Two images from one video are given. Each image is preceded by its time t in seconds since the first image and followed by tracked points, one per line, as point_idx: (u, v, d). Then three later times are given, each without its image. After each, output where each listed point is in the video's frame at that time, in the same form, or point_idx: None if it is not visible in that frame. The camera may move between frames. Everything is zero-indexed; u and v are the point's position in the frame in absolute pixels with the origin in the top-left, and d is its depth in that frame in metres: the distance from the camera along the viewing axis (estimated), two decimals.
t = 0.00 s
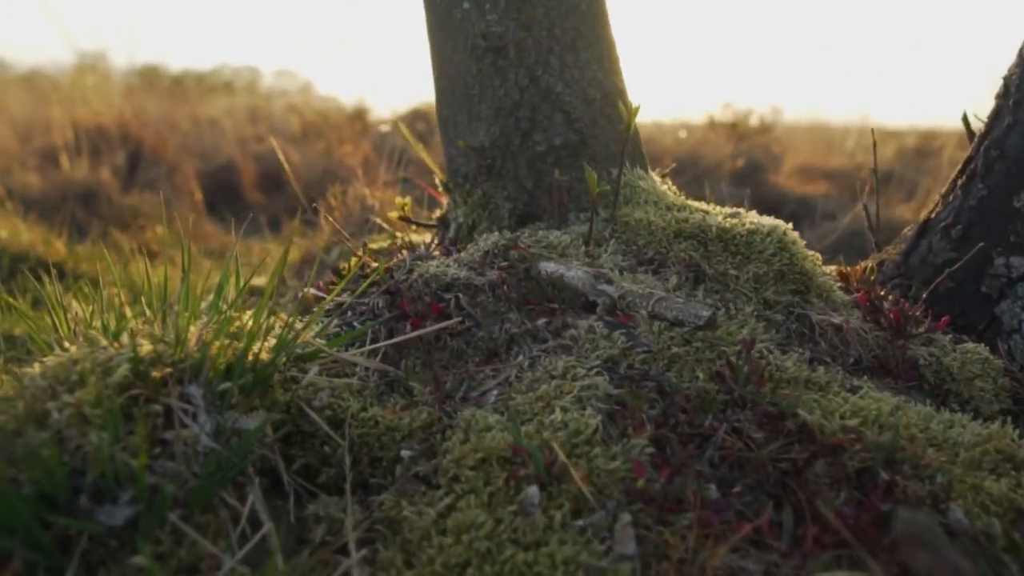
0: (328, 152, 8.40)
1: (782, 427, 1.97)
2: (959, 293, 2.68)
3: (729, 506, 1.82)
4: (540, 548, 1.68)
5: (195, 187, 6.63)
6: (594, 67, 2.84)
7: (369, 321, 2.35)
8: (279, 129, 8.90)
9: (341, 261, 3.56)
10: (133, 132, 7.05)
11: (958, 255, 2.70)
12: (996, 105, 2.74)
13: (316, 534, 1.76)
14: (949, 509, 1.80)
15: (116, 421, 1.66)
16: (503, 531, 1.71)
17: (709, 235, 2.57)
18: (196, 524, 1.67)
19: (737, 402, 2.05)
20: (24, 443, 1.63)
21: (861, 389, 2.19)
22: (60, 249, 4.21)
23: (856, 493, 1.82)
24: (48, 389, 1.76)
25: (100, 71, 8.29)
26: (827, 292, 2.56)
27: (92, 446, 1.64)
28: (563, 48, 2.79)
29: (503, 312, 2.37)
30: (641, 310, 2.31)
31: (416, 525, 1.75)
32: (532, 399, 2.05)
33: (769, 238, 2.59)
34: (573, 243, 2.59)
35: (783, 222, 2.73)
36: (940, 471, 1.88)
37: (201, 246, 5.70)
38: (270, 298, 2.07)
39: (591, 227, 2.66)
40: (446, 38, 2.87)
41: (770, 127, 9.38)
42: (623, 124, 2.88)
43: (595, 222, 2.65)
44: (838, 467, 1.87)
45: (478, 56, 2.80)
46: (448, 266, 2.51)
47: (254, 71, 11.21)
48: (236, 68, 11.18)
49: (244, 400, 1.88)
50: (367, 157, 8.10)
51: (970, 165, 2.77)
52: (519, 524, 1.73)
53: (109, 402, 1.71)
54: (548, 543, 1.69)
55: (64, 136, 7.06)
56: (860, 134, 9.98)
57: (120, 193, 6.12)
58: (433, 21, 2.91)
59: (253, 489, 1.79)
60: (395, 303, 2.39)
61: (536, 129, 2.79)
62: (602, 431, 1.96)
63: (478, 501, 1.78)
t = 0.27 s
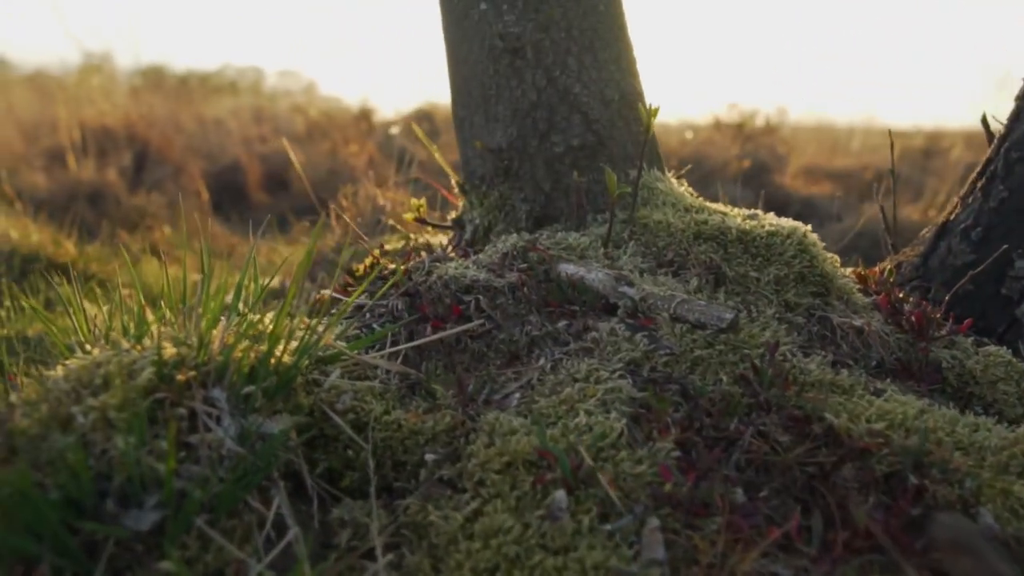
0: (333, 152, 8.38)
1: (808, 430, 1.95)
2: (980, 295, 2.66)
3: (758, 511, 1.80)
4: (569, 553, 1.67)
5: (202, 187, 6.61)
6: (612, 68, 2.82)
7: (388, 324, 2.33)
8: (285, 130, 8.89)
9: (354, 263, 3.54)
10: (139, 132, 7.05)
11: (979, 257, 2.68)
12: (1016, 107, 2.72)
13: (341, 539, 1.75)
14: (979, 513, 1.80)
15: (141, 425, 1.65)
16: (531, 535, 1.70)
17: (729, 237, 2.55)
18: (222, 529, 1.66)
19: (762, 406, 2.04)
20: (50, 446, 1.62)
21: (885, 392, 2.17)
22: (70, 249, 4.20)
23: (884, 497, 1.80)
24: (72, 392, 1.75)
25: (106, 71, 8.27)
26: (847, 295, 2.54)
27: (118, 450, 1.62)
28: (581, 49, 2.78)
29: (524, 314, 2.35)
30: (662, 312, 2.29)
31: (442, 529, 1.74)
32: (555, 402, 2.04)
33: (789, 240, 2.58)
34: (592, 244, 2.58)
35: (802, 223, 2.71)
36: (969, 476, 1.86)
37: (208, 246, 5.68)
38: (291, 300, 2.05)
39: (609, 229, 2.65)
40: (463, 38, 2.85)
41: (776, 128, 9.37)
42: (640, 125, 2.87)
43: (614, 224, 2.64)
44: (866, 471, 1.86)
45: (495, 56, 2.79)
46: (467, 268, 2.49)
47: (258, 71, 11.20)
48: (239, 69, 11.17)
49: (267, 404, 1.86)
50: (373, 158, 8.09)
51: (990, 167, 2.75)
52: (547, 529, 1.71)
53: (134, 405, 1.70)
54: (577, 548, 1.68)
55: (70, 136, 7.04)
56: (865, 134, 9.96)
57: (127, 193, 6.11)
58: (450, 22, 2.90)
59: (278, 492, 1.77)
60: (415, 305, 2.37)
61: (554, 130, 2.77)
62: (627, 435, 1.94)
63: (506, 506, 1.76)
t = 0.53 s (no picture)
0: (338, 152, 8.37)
1: (833, 433, 1.94)
2: (999, 297, 2.65)
3: (783, 515, 1.79)
4: (596, 558, 1.66)
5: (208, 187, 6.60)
6: (628, 68, 2.81)
7: (407, 326, 2.32)
8: (289, 130, 8.88)
9: (365, 263, 3.53)
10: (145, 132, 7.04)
11: (998, 258, 2.67)
12: None
13: (365, 543, 1.74)
14: (1007, 516, 1.74)
15: (165, 427, 1.61)
16: (558, 539, 1.68)
17: (748, 238, 2.54)
18: (247, 532, 1.66)
19: (785, 409, 2.02)
20: (75, 449, 1.61)
21: (908, 394, 2.15)
22: (80, 250, 4.19)
23: (911, 501, 1.79)
24: (94, 395, 1.74)
25: (110, 71, 8.26)
26: (866, 296, 2.53)
27: (142, 454, 1.61)
28: (597, 49, 2.76)
29: (543, 316, 2.34)
30: (683, 314, 2.28)
31: (467, 533, 1.72)
32: (578, 405, 2.02)
33: (808, 242, 2.56)
34: (610, 246, 2.57)
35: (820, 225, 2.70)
36: (997, 480, 1.84)
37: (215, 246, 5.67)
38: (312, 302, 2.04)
39: (627, 230, 2.64)
40: (479, 38, 2.84)
41: (781, 128, 9.36)
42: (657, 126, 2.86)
43: (631, 225, 2.62)
44: (893, 475, 1.84)
45: (512, 57, 2.78)
46: (485, 269, 2.48)
47: (262, 71, 11.19)
48: (243, 68, 11.16)
49: (290, 406, 1.85)
50: (378, 158, 8.07)
51: (1009, 167, 2.74)
52: (573, 533, 1.70)
53: (157, 409, 1.68)
54: (604, 553, 1.67)
55: (76, 136, 7.03)
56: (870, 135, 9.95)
57: (133, 194, 6.10)
58: (466, 22, 2.88)
59: (302, 495, 1.76)
60: (433, 306, 2.36)
61: (570, 130, 2.76)
62: (651, 438, 1.93)
63: (531, 509, 1.75)
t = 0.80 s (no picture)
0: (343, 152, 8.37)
1: (857, 436, 1.93)
2: (1018, 299, 2.63)
3: (808, 519, 1.78)
4: (621, 562, 1.65)
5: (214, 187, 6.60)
6: (644, 69, 2.80)
7: (425, 328, 2.31)
8: (294, 130, 8.88)
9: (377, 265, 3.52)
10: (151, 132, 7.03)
11: (1016, 260, 2.65)
12: None
13: (388, 547, 1.73)
14: None
15: (189, 431, 1.60)
16: (583, 544, 1.68)
17: (765, 240, 2.53)
18: (270, 537, 1.64)
19: (807, 412, 2.02)
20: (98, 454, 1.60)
21: (930, 397, 2.14)
22: (89, 251, 4.19)
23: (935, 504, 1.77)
24: (116, 398, 1.73)
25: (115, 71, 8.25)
26: (884, 299, 2.52)
27: (166, 457, 1.60)
28: (613, 50, 2.75)
29: (561, 318, 2.33)
30: (702, 316, 2.27)
31: (491, 538, 1.71)
32: (599, 408, 2.02)
33: (826, 244, 2.55)
34: (627, 248, 2.56)
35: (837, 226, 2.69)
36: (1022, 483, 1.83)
37: (222, 246, 5.67)
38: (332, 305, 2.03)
39: (643, 232, 2.63)
40: (493, 39, 2.83)
41: (786, 128, 9.35)
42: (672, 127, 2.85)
43: (648, 226, 2.62)
44: (918, 479, 1.83)
45: (527, 57, 2.77)
46: (502, 271, 2.47)
47: (265, 71, 11.18)
48: (246, 68, 11.15)
49: (312, 410, 1.84)
50: (383, 158, 8.07)
51: None
52: (598, 537, 1.69)
53: (178, 412, 1.65)
54: (630, 557, 1.66)
55: (81, 136, 7.02)
56: (874, 135, 9.94)
57: (140, 194, 6.09)
58: (480, 23, 2.87)
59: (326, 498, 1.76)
60: (451, 308, 2.35)
61: (586, 131, 2.75)
62: (674, 442, 1.93)
63: (555, 513, 1.74)
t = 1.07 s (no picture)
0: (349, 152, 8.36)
1: (881, 441, 1.93)
2: None
3: (834, 523, 1.77)
4: (648, 567, 1.65)
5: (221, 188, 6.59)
6: (660, 71, 2.79)
7: (444, 331, 2.30)
8: (299, 130, 8.87)
9: (389, 266, 3.52)
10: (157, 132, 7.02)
11: None
12: None
13: (412, 552, 1.72)
14: None
15: (211, 434, 1.58)
16: (609, 549, 1.67)
17: (784, 242, 2.53)
18: (296, 542, 1.63)
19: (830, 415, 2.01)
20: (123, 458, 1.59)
21: (952, 401, 2.13)
22: (100, 252, 4.18)
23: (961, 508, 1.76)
24: (140, 402, 1.72)
25: (121, 71, 8.25)
26: (903, 301, 2.51)
27: (191, 462, 1.59)
28: (629, 52, 2.74)
29: (580, 320, 2.32)
30: (723, 319, 2.27)
31: (516, 542, 1.70)
32: (621, 411, 2.01)
33: (845, 246, 2.55)
34: (645, 250, 2.55)
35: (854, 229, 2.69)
36: None
37: (230, 247, 5.66)
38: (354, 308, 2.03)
39: (661, 234, 2.62)
40: (509, 40, 2.82)
41: (792, 128, 9.34)
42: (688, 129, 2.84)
43: (665, 228, 2.61)
44: (943, 484, 1.82)
45: (543, 59, 2.76)
46: (520, 273, 2.47)
47: (269, 71, 11.18)
48: (251, 68, 11.15)
49: (335, 414, 1.84)
50: (389, 158, 8.06)
51: None
52: (624, 542, 1.69)
53: (203, 417, 1.65)
54: (657, 562, 1.66)
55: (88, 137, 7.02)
56: (879, 135, 9.93)
57: (147, 195, 6.09)
58: (495, 24, 2.87)
59: (349, 501, 1.75)
60: (469, 311, 2.34)
61: (602, 133, 2.74)
62: (698, 445, 1.92)
63: (580, 517, 1.73)
